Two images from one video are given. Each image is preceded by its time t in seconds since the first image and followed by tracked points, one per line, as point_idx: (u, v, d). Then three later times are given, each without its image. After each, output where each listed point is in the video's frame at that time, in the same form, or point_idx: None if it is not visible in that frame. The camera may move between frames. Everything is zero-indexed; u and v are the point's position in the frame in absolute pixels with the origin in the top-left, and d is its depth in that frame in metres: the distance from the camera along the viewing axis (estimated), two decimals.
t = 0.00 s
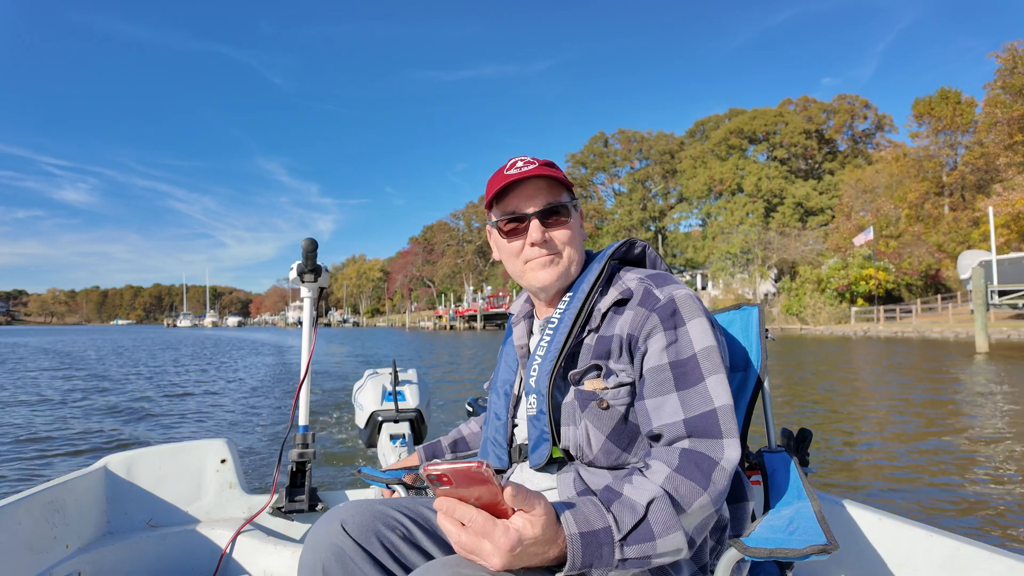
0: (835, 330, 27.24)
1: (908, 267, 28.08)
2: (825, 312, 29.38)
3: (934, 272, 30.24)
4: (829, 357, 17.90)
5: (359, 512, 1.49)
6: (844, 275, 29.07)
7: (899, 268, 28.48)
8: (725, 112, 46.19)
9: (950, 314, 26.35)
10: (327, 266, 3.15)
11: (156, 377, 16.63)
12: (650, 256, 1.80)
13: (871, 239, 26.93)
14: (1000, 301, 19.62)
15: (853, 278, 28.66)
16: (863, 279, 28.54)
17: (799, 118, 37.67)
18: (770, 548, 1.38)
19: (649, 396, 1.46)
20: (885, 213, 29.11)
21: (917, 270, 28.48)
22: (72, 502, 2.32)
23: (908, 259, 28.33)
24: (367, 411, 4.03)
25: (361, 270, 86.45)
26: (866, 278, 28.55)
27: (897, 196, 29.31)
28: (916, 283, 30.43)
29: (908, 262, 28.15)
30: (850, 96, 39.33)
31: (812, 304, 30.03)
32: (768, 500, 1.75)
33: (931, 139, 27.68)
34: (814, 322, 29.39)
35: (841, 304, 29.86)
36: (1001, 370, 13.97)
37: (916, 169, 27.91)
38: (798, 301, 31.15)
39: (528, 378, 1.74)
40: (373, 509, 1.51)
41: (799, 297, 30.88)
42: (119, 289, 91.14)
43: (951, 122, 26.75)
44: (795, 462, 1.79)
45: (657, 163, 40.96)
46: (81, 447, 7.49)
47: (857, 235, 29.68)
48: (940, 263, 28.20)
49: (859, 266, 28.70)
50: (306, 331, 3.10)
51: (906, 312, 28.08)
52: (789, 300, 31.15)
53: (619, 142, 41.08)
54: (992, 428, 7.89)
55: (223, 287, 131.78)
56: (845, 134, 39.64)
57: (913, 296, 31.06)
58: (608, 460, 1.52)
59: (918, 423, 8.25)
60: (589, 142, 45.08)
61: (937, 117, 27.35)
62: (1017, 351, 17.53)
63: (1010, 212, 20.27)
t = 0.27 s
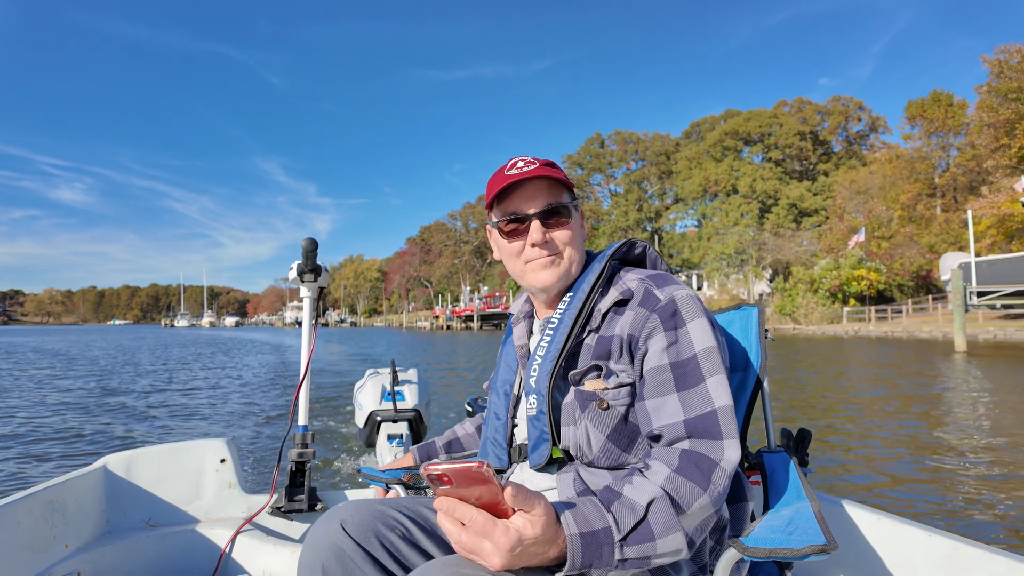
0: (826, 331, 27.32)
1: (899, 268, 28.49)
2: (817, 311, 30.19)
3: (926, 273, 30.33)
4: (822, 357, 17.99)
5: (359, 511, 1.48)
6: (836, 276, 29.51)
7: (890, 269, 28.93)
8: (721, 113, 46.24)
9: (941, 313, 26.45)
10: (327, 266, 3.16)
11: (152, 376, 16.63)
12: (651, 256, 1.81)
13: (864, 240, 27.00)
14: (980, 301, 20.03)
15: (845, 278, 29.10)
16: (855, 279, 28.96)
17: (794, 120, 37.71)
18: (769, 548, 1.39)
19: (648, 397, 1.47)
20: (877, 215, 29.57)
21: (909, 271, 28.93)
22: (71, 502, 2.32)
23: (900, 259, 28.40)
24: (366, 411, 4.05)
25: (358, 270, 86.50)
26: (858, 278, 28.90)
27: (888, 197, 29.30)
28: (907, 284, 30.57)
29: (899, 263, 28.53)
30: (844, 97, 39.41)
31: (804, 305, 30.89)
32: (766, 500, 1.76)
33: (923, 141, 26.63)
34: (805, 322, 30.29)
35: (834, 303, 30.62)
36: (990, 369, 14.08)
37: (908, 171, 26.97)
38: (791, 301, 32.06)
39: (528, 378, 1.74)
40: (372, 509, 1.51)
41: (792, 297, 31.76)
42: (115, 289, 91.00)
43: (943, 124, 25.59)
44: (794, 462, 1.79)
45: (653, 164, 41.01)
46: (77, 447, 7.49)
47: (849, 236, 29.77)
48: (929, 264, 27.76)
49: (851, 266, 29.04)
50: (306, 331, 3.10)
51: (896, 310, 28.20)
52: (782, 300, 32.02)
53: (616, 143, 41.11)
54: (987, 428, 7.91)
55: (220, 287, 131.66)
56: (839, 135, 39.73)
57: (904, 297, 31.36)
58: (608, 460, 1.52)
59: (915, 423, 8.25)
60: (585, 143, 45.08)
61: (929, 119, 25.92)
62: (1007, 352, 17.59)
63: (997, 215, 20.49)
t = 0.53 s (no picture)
0: (817, 330, 27.46)
1: (890, 269, 28.70)
2: (810, 312, 29.99)
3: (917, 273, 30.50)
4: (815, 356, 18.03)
5: (358, 512, 1.49)
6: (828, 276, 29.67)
7: (882, 270, 29.05)
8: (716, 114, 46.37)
9: (932, 314, 26.65)
10: (325, 266, 3.15)
11: (150, 376, 16.63)
12: (649, 256, 1.82)
13: (855, 241, 27.02)
14: (960, 301, 19.85)
15: (838, 279, 29.11)
16: (847, 280, 29.08)
17: (788, 121, 37.84)
18: (767, 547, 1.39)
19: (648, 398, 1.46)
20: (869, 216, 29.52)
21: (900, 271, 29.17)
22: (69, 501, 2.32)
23: (891, 259, 28.63)
24: (364, 411, 4.04)
25: (356, 270, 86.55)
26: (849, 278, 29.11)
27: (881, 199, 29.15)
28: (899, 284, 30.80)
29: (890, 263, 28.66)
30: (838, 99, 39.50)
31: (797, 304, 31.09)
32: (764, 502, 1.75)
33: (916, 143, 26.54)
34: (798, 322, 30.47)
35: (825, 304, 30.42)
36: (981, 368, 14.16)
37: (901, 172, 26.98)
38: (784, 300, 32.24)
39: (526, 380, 1.74)
40: (370, 509, 1.51)
41: (785, 297, 31.97)
42: (112, 288, 90.84)
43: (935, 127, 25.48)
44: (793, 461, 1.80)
45: (648, 164, 41.10)
46: (74, 446, 7.49)
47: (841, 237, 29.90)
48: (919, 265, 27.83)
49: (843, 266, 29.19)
50: (304, 331, 3.09)
51: (888, 310, 28.38)
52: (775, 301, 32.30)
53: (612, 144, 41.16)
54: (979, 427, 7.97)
55: (218, 286, 131.45)
56: (834, 136, 39.84)
57: (895, 297, 31.63)
58: (606, 461, 1.52)
59: (912, 423, 8.26)
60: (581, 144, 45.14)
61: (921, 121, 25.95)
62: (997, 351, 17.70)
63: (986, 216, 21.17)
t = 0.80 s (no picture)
0: (809, 330, 27.55)
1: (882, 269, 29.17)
2: (801, 312, 30.51)
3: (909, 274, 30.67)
4: (809, 356, 18.06)
5: (356, 513, 1.48)
6: (820, 277, 30.31)
7: (873, 270, 29.55)
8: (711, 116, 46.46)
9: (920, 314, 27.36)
10: (324, 267, 3.14)
11: (146, 376, 16.60)
12: (651, 259, 1.82)
13: (845, 242, 27.11)
14: (939, 302, 19.79)
15: (829, 279, 29.96)
16: (838, 280, 29.79)
17: (783, 123, 37.94)
18: (765, 548, 1.39)
19: (651, 406, 1.46)
20: (860, 217, 29.43)
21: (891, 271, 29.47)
22: (67, 502, 2.31)
23: (882, 260, 28.77)
24: (363, 412, 4.04)
25: (352, 270, 86.47)
26: (841, 279, 29.77)
27: (872, 200, 28.67)
28: (890, 284, 31.07)
29: (882, 264, 29.03)
30: (831, 101, 39.62)
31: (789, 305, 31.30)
32: (763, 503, 1.75)
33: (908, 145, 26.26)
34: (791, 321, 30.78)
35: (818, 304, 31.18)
36: (973, 368, 14.23)
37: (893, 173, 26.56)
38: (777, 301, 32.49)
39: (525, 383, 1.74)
40: (370, 509, 1.51)
41: (777, 297, 32.16)
42: (107, 289, 90.60)
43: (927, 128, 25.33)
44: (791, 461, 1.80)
45: (644, 165, 41.15)
46: (70, 447, 7.47)
47: (832, 238, 29.99)
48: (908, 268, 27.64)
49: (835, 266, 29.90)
50: (302, 332, 3.09)
51: (878, 310, 28.52)
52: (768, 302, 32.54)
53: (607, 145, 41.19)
54: (970, 426, 8.04)
55: (214, 287, 131.15)
56: (828, 138, 39.95)
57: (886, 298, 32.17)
58: (604, 467, 1.53)
59: (906, 423, 8.28)
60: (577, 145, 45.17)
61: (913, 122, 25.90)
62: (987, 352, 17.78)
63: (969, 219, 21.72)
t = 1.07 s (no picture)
0: (804, 330, 27.63)
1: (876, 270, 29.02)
2: (797, 312, 30.45)
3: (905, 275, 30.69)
4: (804, 356, 18.13)
5: (360, 510, 1.49)
6: (816, 277, 30.26)
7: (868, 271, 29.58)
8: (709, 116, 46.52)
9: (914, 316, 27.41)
10: (324, 266, 3.14)
11: (145, 376, 16.59)
12: (648, 255, 1.81)
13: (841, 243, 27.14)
14: (925, 301, 20.19)
15: (824, 279, 29.99)
16: (834, 280, 29.87)
17: (780, 124, 37.99)
18: (765, 547, 1.39)
19: (646, 423, 1.43)
20: (856, 218, 29.27)
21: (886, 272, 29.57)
22: (67, 502, 2.31)
23: (878, 261, 28.95)
24: (363, 412, 4.04)
25: (351, 270, 86.49)
26: (836, 280, 29.79)
27: (869, 200, 28.64)
28: (885, 285, 31.15)
29: (876, 265, 28.99)
30: (828, 102, 39.79)
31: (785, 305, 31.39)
32: (764, 503, 1.75)
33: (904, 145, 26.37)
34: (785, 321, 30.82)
35: (813, 304, 31.07)
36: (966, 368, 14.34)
37: (888, 174, 26.55)
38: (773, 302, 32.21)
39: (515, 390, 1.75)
40: (372, 507, 1.52)
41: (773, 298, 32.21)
42: (104, 288, 90.40)
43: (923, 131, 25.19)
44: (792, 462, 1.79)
45: (642, 165, 41.22)
46: (70, 447, 7.47)
47: (828, 238, 30.02)
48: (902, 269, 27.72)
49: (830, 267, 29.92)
50: (302, 331, 3.09)
51: (873, 310, 28.62)
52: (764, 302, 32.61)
53: (606, 146, 41.27)
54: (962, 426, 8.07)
55: (212, 287, 130.99)
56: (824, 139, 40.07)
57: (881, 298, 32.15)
58: (594, 478, 1.53)
59: (903, 423, 8.28)
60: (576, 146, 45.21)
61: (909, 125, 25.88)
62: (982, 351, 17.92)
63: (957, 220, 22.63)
